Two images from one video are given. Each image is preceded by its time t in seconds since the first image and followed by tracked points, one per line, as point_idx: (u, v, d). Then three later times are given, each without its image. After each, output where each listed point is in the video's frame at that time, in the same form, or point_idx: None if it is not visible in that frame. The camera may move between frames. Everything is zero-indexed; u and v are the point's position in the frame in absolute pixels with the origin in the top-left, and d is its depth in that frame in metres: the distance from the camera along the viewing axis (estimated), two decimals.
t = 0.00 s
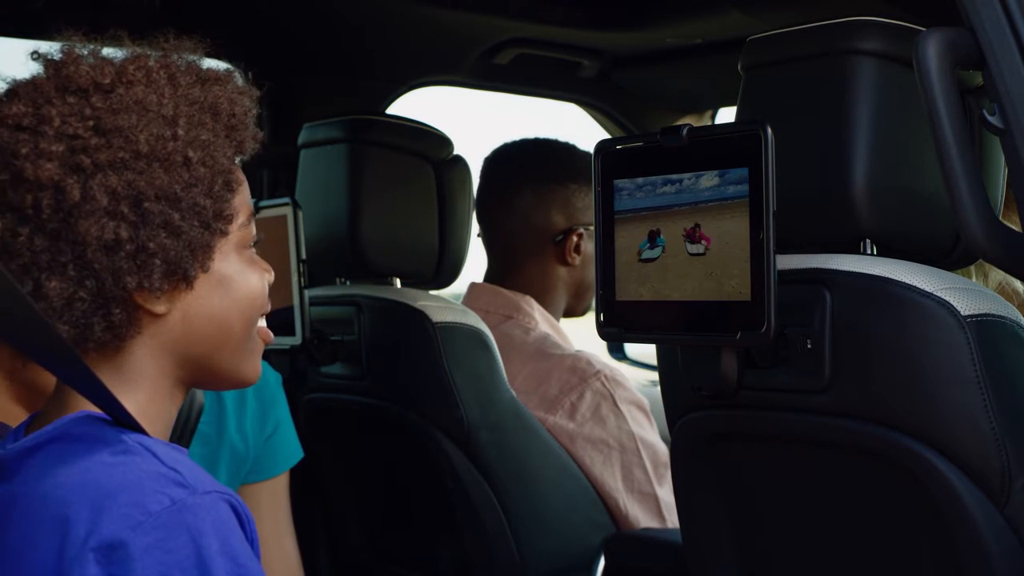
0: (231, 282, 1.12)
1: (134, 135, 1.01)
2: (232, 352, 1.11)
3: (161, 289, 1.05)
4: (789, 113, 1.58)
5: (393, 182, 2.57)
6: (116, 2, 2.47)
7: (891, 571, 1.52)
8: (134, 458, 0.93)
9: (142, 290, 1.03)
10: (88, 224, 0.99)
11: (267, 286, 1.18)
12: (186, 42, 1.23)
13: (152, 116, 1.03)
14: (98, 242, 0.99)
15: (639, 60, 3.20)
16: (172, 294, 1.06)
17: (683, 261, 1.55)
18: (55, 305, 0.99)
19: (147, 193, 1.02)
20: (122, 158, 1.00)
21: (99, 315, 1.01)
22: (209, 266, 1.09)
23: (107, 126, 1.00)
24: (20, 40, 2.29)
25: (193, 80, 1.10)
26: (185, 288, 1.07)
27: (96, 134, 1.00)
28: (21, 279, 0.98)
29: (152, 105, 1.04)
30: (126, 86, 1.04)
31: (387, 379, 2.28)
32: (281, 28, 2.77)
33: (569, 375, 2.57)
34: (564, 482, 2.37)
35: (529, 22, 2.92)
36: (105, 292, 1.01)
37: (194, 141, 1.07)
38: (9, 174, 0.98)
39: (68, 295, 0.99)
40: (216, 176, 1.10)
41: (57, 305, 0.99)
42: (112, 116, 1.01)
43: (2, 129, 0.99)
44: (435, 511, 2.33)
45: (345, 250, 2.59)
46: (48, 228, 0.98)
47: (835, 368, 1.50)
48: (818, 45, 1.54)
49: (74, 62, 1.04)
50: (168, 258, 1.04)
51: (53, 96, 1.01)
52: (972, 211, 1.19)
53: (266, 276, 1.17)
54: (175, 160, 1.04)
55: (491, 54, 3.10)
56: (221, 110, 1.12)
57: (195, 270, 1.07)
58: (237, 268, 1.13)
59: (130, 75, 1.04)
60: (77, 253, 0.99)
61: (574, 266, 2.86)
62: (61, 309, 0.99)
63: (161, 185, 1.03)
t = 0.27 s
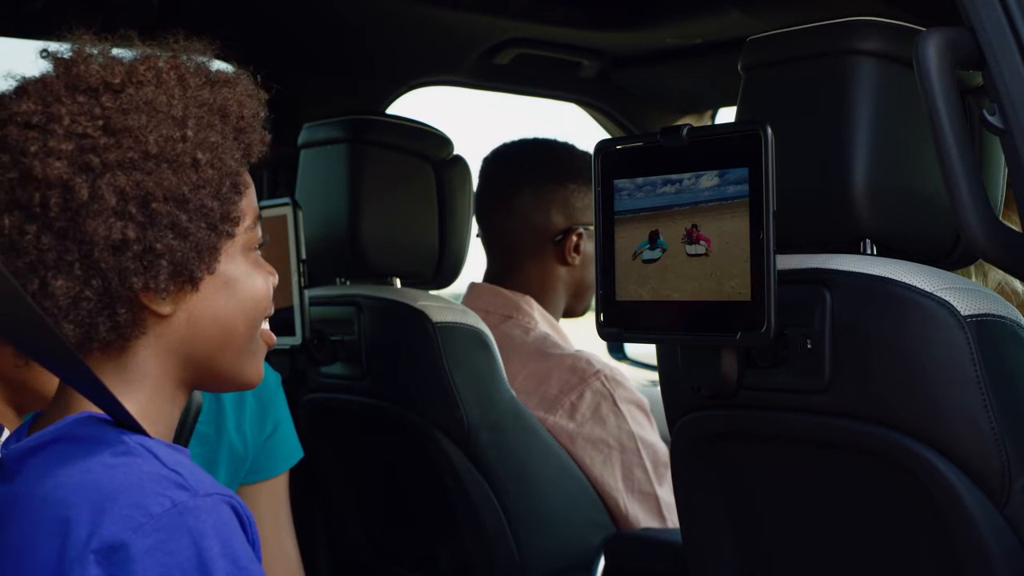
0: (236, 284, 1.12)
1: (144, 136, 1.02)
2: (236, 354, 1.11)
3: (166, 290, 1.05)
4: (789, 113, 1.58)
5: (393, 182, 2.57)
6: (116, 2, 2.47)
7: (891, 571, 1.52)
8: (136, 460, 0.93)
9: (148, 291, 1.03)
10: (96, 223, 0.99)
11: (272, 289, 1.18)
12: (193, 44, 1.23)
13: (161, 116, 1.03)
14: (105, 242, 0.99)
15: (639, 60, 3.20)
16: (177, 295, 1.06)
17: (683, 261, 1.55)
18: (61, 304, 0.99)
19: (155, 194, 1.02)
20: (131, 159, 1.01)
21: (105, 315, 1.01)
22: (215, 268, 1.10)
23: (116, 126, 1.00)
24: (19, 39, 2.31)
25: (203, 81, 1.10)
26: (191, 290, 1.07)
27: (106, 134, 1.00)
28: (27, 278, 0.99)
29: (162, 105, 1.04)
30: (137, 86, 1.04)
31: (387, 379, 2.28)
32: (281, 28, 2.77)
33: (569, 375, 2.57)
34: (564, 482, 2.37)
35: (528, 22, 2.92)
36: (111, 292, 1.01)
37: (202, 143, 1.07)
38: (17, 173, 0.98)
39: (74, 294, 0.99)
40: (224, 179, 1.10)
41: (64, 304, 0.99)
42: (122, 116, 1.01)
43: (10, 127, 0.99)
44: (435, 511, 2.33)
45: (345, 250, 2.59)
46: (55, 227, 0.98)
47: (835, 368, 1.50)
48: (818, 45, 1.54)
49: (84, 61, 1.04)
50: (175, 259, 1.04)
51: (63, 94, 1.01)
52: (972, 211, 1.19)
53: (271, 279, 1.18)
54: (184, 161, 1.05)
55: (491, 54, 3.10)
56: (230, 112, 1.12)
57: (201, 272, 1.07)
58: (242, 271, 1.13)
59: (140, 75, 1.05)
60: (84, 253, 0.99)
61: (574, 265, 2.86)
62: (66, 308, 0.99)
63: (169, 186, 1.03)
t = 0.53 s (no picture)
0: (240, 285, 1.12)
1: (149, 138, 1.02)
2: (238, 356, 1.11)
3: (170, 292, 1.05)
4: (789, 112, 1.58)
5: (393, 182, 2.57)
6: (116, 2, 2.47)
7: (891, 571, 1.52)
8: (139, 460, 0.93)
9: (151, 293, 1.03)
10: (100, 225, 0.99)
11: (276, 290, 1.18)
12: (195, 45, 1.23)
13: (166, 118, 1.04)
14: (109, 244, 0.99)
15: (639, 60, 3.20)
16: (181, 297, 1.06)
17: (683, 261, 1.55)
18: (65, 305, 0.99)
19: (159, 196, 1.02)
20: (136, 160, 1.01)
21: (108, 317, 1.01)
22: (219, 270, 1.10)
23: (121, 128, 1.01)
24: (20, 40, 2.34)
25: (208, 82, 1.11)
26: (194, 292, 1.07)
27: (110, 135, 1.00)
28: (30, 278, 0.99)
29: (167, 107, 1.04)
30: (142, 87, 1.04)
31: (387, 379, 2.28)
32: (281, 28, 2.77)
33: (569, 374, 2.57)
34: (564, 482, 2.37)
35: (528, 22, 2.92)
36: (115, 293, 1.01)
37: (207, 145, 1.07)
38: (22, 173, 0.98)
39: (78, 295, 0.99)
40: (229, 181, 1.10)
41: (67, 305, 0.99)
42: (127, 118, 1.01)
43: (14, 127, 0.99)
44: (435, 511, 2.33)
45: (345, 250, 2.59)
46: (60, 228, 0.98)
47: (835, 368, 1.50)
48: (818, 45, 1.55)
49: (90, 61, 1.04)
50: (179, 261, 1.04)
51: (68, 95, 1.01)
52: (972, 210, 1.19)
53: (275, 280, 1.18)
54: (189, 163, 1.05)
55: (491, 54, 3.10)
56: (234, 113, 1.12)
57: (205, 273, 1.07)
58: (247, 272, 1.13)
59: (145, 76, 1.05)
60: (88, 254, 0.99)
61: (574, 265, 2.86)
62: (70, 310, 0.99)
63: (173, 188, 1.03)
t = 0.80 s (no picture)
0: (243, 288, 1.12)
1: (153, 140, 1.02)
2: (240, 357, 1.11)
3: (173, 293, 1.05)
4: (789, 112, 1.58)
5: (393, 182, 2.57)
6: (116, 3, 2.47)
7: (891, 571, 1.52)
8: (143, 458, 0.93)
9: (154, 293, 1.03)
10: (103, 226, 0.99)
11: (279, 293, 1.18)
12: (197, 45, 1.23)
13: (171, 120, 1.04)
14: (110, 245, 0.99)
15: (639, 61, 3.20)
16: (183, 298, 1.06)
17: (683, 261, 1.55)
18: (66, 305, 0.99)
19: (162, 198, 1.02)
20: (140, 162, 1.01)
21: (110, 318, 1.01)
22: (222, 272, 1.10)
23: (125, 129, 1.01)
24: (20, 40, 2.33)
25: (214, 84, 1.11)
26: (197, 294, 1.07)
27: (114, 137, 1.00)
28: (32, 277, 0.98)
29: (172, 108, 1.04)
30: (147, 88, 1.04)
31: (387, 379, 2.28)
32: (281, 29, 2.77)
33: (569, 374, 2.57)
34: (564, 482, 2.37)
35: (528, 22, 2.93)
36: (117, 294, 1.01)
37: (211, 147, 1.07)
38: (26, 173, 0.98)
39: (79, 296, 0.99)
40: (233, 183, 1.10)
41: (69, 306, 0.99)
42: (132, 119, 1.01)
43: (19, 127, 0.99)
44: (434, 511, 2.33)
45: (345, 250, 2.59)
46: (62, 229, 0.98)
47: (835, 368, 1.50)
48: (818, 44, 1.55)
49: (97, 61, 1.04)
50: (181, 263, 1.04)
51: (74, 95, 1.01)
52: (971, 210, 1.19)
53: (278, 282, 1.18)
54: (192, 165, 1.05)
55: (491, 54, 3.10)
56: (240, 116, 1.13)
57: (208, 275, 1.07)
58: (251, 275, 1.13)
59: (151, 78, 1.05)
60: (90, 255, 0.99)
61: (574, 265, 2.86)
62: (72, 310, 0.99)
63: (176, 190, 1.03)
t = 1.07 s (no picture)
0: (243, 287, 1.12)
1: (152, 140, 1.02)
2: (240, 357, 1.11)
3: (173, 293, 1.05)
4: (789, 113, 1.58)
5: (393, 183, 2.57)
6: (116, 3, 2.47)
7: (891, 571, 1.52)
8: (143, 457, 0.93)
9: (153, 293, 1.03)
10: (102, 227, 0.99)
11: (279, 292, 1.18)
12: (197, 45, 1.23)
13: (170, 120, 1.04)
14: (110, 245, 0.99)
15: (640, 60, 3.20)
16: (184, 298, 1.06)
17: (683, 262, 1.55)
18: (66, 306, 0.99)
19: (161, 198, 1.02)
20: (139, 162, 1.01)
21: (109, 318, 1.01)
22: (222, 272, 1.10)
23: (124, 129, 1.01)
24: (19, 39, 2.34)
25: (213, 84, 1.11)
26: (197, 294, 1.07)
27: (113, 137, 1.00)
28: (32, 277, 0.99)
29: (171, 108, 1.04)
30: (146, 88, 1.04)
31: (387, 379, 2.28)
32: (281, 29, 2.77)
33: (569, 374, 2.57)
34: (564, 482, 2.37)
35: (528, 22, 2.93)
36: (116, 294, 1.01)
37: (211, 147, 1.07)
38: (25, 173, 0.98)
39: (79, 297, 0.99)
40: (233, 183, 1.10)
41: (68, 306, 0.99)
42: (131, 119, 1.01)
43: (19, 128, 0.99)
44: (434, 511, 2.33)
45: (345, 251, 2.59)
46: (62, 229, 0.98)
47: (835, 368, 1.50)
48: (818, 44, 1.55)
49: (96, 62, 1.04)
50: (181, 263, 1.04)
51: (74, 96, 1.01)
52: (971, 210, 1.19)
53: (278, 282, 1.18)
54: (192, 164, 1.05)
55: (491, 54, 3.10)
56: (240, 116, 1.12)
57: (208, 275, 1.07)
58: (251, 275, 1.13)
59: (151, 78, 1.05)
60: (89, 256, 0.99)
61: (574, 265, 2.87)
62: (72, 310, 0.99)
63: (175, 190, 1.03)
